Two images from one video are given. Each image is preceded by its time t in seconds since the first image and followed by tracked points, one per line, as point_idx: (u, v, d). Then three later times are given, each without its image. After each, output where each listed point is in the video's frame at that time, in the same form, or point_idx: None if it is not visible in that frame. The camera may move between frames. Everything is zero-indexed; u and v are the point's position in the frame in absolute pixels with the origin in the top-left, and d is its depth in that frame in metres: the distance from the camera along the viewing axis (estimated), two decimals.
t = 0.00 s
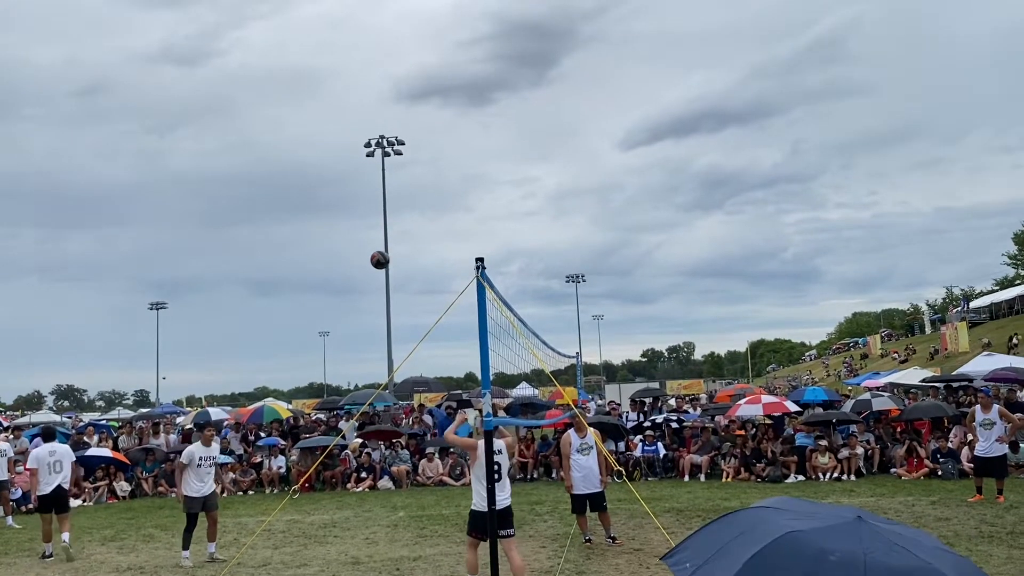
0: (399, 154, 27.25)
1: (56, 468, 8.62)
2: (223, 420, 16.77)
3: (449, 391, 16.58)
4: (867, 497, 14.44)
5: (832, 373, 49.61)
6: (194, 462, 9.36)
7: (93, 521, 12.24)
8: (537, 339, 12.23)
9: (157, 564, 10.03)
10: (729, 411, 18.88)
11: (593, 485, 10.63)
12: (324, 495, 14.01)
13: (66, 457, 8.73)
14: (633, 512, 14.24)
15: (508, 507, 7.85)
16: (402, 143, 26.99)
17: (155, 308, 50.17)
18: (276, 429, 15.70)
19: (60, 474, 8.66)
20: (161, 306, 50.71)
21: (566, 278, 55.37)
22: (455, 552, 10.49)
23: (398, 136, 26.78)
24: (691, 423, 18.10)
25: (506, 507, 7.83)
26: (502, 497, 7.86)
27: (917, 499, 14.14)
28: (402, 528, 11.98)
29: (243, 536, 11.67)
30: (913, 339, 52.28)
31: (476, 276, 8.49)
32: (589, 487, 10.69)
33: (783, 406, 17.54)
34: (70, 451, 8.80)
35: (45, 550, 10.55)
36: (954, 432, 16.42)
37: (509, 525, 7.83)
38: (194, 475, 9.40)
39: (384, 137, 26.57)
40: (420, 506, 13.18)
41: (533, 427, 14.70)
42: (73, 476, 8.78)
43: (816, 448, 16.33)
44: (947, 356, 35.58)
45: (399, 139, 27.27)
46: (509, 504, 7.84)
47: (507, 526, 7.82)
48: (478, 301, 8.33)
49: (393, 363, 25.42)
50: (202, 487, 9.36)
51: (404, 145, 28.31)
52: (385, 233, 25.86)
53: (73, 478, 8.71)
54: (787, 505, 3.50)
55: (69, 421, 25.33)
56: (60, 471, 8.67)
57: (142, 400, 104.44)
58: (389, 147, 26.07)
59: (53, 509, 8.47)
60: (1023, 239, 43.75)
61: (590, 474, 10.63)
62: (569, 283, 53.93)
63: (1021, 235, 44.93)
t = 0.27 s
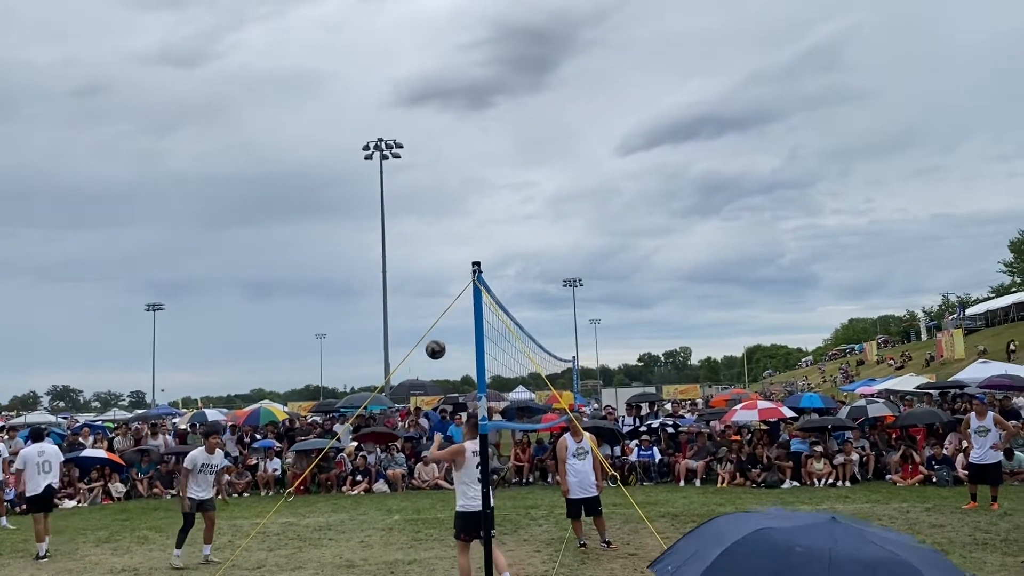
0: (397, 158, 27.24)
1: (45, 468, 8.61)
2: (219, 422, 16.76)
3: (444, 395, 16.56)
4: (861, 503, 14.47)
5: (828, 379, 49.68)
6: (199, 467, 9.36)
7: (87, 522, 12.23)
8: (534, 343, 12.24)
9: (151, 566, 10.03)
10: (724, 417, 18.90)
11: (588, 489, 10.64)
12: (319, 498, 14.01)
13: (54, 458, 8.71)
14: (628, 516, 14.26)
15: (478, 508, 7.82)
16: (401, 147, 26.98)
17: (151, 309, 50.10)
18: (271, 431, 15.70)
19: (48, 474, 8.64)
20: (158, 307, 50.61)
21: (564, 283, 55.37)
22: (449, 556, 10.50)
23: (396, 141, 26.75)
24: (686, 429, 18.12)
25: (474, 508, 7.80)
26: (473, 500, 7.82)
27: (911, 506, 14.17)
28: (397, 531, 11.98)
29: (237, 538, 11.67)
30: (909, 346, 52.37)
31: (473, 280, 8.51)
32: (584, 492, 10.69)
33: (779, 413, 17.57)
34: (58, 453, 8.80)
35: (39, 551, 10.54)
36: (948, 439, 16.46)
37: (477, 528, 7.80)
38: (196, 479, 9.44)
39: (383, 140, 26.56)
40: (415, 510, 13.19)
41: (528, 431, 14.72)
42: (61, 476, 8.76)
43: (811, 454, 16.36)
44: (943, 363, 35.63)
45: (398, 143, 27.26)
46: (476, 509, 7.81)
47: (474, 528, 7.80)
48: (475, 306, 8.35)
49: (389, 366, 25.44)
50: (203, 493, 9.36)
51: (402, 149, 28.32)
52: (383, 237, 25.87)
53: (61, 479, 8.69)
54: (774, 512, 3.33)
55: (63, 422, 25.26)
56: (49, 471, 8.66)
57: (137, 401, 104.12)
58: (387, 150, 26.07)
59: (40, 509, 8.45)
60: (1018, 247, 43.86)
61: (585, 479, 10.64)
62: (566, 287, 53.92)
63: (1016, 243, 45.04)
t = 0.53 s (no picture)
0: (393, 160, 27.23)
1: (28, 469, 8.61)
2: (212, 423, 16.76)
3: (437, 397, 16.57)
4: (852, 508, 14.53)
5: (820, 384, 49.80)
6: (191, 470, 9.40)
7: (78, 523, 12.21)
8: (527, 346, 12.26)
9: (141, 567, 10.03)
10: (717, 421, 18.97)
11: (580, 493, 10.67)
12: (311, 500, 14.01)
13: (38, 459, 8.69)
14: (620, 520, 14.29)
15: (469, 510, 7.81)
16: (396, 149, 26.97)
17: (145, 309, 50.00)
18: (263, 433, 15.70)
19: (31, 476, 8.65)
20: (151, 308, 50.47)
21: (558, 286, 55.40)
22: (441, 558, 10.52)
23: (391, 142, 26.76)
24: (678, 432, 18.18)
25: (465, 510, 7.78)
26: (464, 500, 7.81)
27: (902, 511, 14.23)
28: (388, 533, 11.99)
29: (228, 539, 11.67)
30: (902, 351, 52.54)
31: (466, 283, 8.53)
32: (576, 496, 10.72)
33: (771, 417, 17.63)
34: (42, 452, 8.75)
35: (29, 552, 10.53)
36: (939, 445, 16.54)
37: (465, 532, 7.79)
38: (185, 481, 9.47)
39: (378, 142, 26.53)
40: (406, 512, 13.20)
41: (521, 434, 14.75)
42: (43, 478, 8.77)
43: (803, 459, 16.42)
44: (935, 369, 35.76)
45: (393, 145, 27.25)
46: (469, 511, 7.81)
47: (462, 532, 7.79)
48: (467, 308, 8.38)
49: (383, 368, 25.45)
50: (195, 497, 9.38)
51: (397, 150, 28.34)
52: (378, 238, 25.91)
53: (44, 481, 8.71)
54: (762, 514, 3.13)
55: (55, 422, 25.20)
56: (32, 472, 8.67)
57: (130, 401, 103.88)
58: (383, 152, 26.07)
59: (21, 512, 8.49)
60: (1011, 254, 44.06)
61: (577, 482, 10.66)
62: (561, 290, 53.98)
63: (1009, 249, 45.25)
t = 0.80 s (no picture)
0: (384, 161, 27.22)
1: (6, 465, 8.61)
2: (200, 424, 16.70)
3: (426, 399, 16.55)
4: (839, 512, 14.60)
5: (809, 388, 49.96)
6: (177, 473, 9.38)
7: (63, 523, 12.15)
8: (516, 349, 12.27)
9: (127, 568, 9.99)
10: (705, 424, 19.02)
11: (568, 495, 10.68)
12: (298, 501, 13.98)
13: (15, 456, 8.67)
14: (607, 523, 14.32)
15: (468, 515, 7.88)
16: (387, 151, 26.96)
17: (133, 309, 49.80)
18: (251, 433, 15.66)
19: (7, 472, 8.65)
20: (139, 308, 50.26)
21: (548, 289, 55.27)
22: (428, 560, 10.52)
23: (382, 144, 26.76)
24: (667, 435, 18.23)
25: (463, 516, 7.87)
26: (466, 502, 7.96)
27: (888, 515, 14.32)
28: (376, 535, 11.98)
29: (215, 540, 11.63)
30: (890, 356, 52.83)
31: (456, 284, 8.54)
32: (564, 498, 10.73)
33: (759, 421, 17.69)
34: (18, 449, 8.73)
35: (14, 552, 10.47)
36: (925, 450, 16.64)
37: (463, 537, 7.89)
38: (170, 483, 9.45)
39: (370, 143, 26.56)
40: (394, 514, 13.19)
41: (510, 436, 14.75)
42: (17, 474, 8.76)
43: (790, 462, 16.49)
44: (922, 374, 35.96)
45: (385, 147, 27.23)
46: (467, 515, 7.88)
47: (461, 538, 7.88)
48: (457, 310, 8.37)
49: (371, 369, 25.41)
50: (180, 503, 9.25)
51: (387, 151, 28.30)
52: (368, 240, 25.86)
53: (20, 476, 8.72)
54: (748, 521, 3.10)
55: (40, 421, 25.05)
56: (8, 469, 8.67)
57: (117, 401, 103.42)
58: (374, 153, 26.05)
59: None
60: (997, 260, 44.32)
61: (565, 485, 10.67)
62: (550, 293, 54.06)
63: (996, 256, 45.57)
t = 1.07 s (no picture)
0: (370, 160, 27.17)
1: None
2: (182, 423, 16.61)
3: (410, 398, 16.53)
4: (821, 514, 14.69)
5: (793, 390, 50.20)
6: (170, 469, 9.34)
7: (43, 521, 12.06)
8: (501, 349, 12.28)
9: (107, 567, 9.93)
10: (689, 426, 19.09)
11: (552, 495, 10.69)
12: (281, 500, 13.93)
13: None
14: (591, 523, 14.35)
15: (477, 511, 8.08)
16: (374, 150, 26.93)
17: (117, 307, 49.49)
18: (234, 432, 15.59)
19: None
20: (122, 305, 49.91)
21: (534, 290, 55.25)
22: (411, 560, 10.51)
23: (368, 143, 26.73)
24: (651, 436, 18.29)
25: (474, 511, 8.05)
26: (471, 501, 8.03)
27: (870, 517, 14.42)
28: (359, 535, 11.96)
29: (196, 539, 11.58)
30: (873, 359, 53.19)
31: (441, 284, 8.53)
32: (548, 498, 10.75)
33: (743, 422, 17.77)
34: None
35: None
36: (907, 452, 16.75)
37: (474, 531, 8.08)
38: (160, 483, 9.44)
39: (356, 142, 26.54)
40: (378, 514, 13.16)
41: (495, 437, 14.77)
42: None
43: (773, 464, 16.57)
44: (904, 378, 36.24)
45: (371, 146, 27.19)
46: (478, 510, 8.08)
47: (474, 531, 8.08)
48: (442, 309, 8.37)
49: (355, 369, 25.34)
50: (161, 494, 8.98)
51: (374, 150, 28.27)
52: (353, 239, 25.78)
53: None
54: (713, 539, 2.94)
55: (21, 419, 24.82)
56: None
57: (100, 400, 102.66)
58: (360, 152, 26.01)
59: None
60: (979, 265, 44.72)
61: (549, 485, 10.68)
62: (536, 294, 54.08)
63: (978, 260, 45.98)
